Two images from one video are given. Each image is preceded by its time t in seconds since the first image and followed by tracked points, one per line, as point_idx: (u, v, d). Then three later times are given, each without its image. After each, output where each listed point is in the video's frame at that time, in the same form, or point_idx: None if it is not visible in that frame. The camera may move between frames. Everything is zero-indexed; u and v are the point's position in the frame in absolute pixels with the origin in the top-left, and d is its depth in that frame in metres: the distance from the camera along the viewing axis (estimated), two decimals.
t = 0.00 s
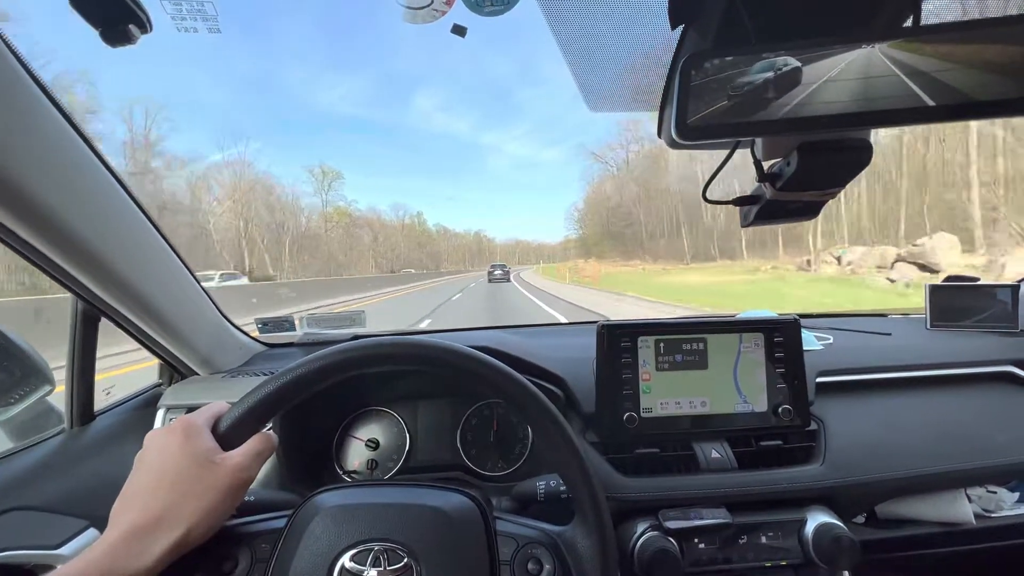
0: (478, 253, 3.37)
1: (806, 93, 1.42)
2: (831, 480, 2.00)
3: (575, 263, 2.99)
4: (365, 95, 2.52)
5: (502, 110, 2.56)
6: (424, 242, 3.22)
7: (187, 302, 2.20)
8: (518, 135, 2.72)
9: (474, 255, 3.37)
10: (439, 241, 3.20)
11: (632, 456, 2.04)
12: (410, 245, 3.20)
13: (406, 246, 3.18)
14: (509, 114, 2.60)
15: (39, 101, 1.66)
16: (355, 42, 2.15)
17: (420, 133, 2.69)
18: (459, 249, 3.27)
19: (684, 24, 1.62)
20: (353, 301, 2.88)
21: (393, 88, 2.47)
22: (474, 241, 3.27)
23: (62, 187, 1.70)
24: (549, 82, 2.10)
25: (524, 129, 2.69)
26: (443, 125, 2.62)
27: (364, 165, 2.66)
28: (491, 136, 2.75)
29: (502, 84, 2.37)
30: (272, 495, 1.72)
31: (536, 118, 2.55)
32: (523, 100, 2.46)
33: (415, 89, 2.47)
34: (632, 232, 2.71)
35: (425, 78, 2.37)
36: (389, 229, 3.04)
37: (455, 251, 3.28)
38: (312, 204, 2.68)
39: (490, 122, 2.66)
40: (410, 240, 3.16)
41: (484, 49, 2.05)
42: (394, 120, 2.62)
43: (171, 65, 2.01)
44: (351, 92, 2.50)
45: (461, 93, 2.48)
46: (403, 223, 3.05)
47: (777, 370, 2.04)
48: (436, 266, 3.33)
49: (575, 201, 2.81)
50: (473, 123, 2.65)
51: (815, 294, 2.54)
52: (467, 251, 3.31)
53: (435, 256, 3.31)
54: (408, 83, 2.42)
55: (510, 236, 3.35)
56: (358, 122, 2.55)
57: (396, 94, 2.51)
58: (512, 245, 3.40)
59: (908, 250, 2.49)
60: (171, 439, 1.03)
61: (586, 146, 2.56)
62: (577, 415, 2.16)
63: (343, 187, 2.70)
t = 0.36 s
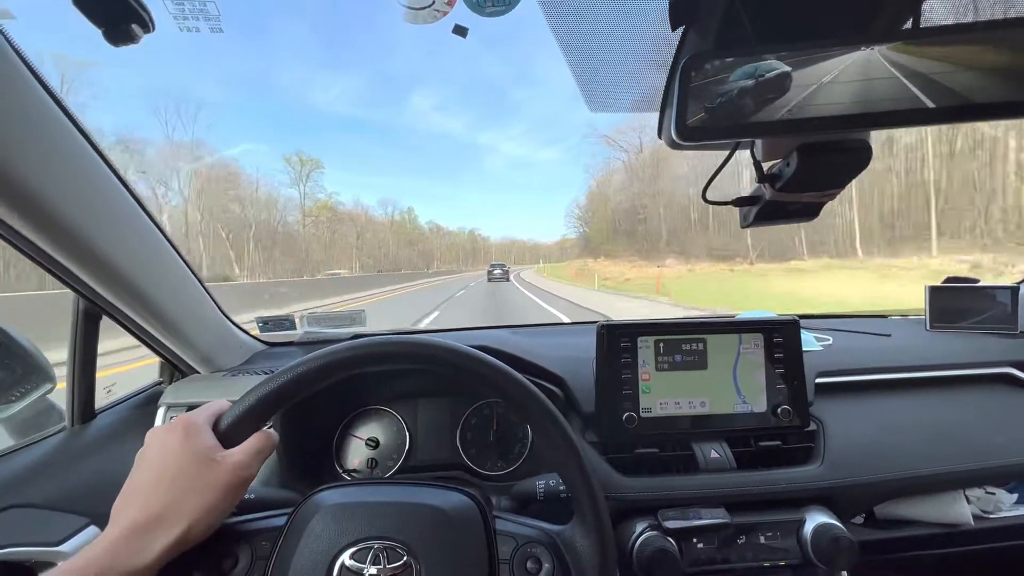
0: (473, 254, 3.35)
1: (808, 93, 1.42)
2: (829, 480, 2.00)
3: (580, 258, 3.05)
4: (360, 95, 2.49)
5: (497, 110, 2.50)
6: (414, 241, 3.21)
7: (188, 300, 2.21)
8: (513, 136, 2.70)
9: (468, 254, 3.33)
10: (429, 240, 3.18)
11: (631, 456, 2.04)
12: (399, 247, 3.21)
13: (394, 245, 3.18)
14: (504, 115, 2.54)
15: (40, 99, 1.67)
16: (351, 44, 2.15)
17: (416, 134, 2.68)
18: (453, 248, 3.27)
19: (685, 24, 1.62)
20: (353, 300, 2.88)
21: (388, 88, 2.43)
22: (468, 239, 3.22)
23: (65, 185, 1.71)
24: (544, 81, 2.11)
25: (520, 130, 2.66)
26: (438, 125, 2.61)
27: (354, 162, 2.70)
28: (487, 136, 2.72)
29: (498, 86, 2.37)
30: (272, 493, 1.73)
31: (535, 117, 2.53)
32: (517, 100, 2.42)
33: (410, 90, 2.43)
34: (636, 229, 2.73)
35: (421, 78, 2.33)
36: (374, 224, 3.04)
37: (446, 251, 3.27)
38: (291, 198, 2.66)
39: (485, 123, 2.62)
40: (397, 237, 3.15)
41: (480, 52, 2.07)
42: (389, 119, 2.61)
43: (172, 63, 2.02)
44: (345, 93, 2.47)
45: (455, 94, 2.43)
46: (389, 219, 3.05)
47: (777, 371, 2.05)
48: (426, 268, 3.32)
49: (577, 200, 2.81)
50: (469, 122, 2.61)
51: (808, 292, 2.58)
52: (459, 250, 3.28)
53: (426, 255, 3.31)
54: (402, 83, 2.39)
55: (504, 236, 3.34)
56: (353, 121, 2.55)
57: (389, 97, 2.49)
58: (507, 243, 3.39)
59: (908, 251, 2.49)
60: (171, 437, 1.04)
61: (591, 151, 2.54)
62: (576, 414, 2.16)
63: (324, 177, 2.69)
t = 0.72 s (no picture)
0: (467, 252, 3.40)
1: (820, 85, 1.40)
2: (834, 478, 1.99)
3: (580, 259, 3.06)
4: (355, 92, 2.48)
5: (493, 111, 2.57)
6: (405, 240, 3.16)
7: (189, 295, 2.20)
8: (507, 136, 2.73)
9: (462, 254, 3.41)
10: (420, 238, 3.18)
11: (634, 452, 2.04)
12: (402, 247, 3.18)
13: (381, 245, 3.07)
14: (501, 116, 2.60)
15: (41, 89, 1.66)
16: (349, 44, 2.17)
17: (410, 135, 2.71)
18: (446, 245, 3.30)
19: (692, 16, 1.60)
20: (355, 297, 2.88)
21: (385, 88, 2.46)
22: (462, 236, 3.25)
23: (65, 176, 1.69)
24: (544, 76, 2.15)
25: (515, 129, 2.71)
26: (430, 124, 2.65)
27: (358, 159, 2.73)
28: (482, 135, 2.72)
29: (497, 82, 2.38)
30: (273, 487, 1.71)
31: (530, 118, 2.64)
32: (513, 101, 2.50)
33: (406, 89, 2.48)
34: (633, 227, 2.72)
35: (419, 76, 2.39)
36: (360, 221, 2.92)
37: (439, 251, 3.33)
38: (262, 185, 2.50)
39: (481, 120, 2.63)
40: (384, 235, 3.05)
41: (471, 44, 2.12)
42: (383, 117, 2.61)
43: (170, 58, 2.00)
44: (336, 94, 2.45)
45: (455, 91, 2.49)
46: (376, 214, 2.96)
47: (781, 368, 2.04)
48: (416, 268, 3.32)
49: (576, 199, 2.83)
50: (465, 122, 2.65)
51: (809, 288, 2.58)
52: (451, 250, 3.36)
53: (418, 254, 3.28)
54: (400, 82, 2.43)
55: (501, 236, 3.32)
56: (343, 118, 2.52)
57: (385, 94, 2.50)
58: (501, 242, 3.36)
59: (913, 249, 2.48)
60: (172, 430, 1.03)
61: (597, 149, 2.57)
62: (579, 410, 2.16)
63: (297, 163, 2.55)
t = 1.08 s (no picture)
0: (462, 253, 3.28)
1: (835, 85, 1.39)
2: (839, 482, 1.98)
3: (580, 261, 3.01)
4: (352, 89, 2.48)
5: (493, 112, 2.60)
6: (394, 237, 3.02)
7: (195, 290, 2.19)
8: (504, 135, 2.76)
9: (458, 252, 3.26)
10: (411, 236, 3.02)
11: (639, 453, 2.04)
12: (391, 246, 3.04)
13: (367, 241, 2.93)
14: (498, 116, 2.64)
15: (54, 83, 1.67)
16: (349, 44, 2.19)
17: (406, 138, 2.71)
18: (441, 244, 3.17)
19: (705, 16, 1.60)
20: (360, 292, 2.87)
21: (382, 86, 2.46)
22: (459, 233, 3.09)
23: (76, 169, 1.71)
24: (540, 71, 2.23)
25: (513, 130, 2.74)
26: (428, 122, 2.65)
27: (359, 159, 2.70)
28: (480, 134, 2.74)
29: (495, 82, 2.42)
30: (278, 483, 1.71)
31: (529, 118, 2.67)
32: (512, 101, 2.54)
33: (402, 86, 2.48)
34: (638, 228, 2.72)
35: (414, 73, 2.40)
36: (343, 215, 2.81)
37: (432, 249, 3.18)
38: (223, 169, 2.38)
39: (478, 119, 2.66)
40: (371, 231, 2.91)
41: (471, 43, 2.16)
42: (381, 116, 2.62)
43: (168, 53, 1.99)
44: (332, 89, 2.46)
45: (451, 91, 2.50)
46: (361, 209, 2.83)
47: (787, 371, 2.03)
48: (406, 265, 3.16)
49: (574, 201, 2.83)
50: (461, 121, 2.66)
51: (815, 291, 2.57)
52: (445, 249, 3.22)
53: (409, 252, 3.13)
54: (395, 79, 2.44)
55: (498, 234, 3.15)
56: (340, 117, 2.53)
57: (382, 92, 2.50)
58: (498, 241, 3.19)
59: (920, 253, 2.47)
60: (179, 424, 1.03)
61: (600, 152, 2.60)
62: (584, 411, 2.15)
63: (262, 146, 2.46)
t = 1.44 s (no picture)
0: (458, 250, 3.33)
1: (840, 83, 1.39)
2: (842, 483, 1.97)
3: (580, 259, 3.07)
4: (349, 87, 2.52)
5: (490, 112, 2.70)
6: (397, 234, 3.05)
7: (198, 284, 2.19)
8: (504, 133, 2.84)
9: (452, 250, 3.33)
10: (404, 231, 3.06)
11: (640, 453, 2.03)
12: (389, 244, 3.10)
13: (352, 239, 2.87)
14: (497, 116, 2.73)
15: (61, 77, 1.65)
16: (346, 42, 2.24)
17: (405, 138, 2.77)
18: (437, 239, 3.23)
19: (712, 12, 1.59)
20: (361, 289, 2.87)
21: (378, 83, 2.53)
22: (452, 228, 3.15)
23: (80, 163, 1.69)
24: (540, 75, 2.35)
25: (509, 130, 2.81)
26: (426, 121, 2.76)
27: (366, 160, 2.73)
28: (477, 133, 2.86)
29: (491, 82, 2.49)
30: (278, 477, 1.71)
31: (524, 119, 2.74)
32: (507, 101, 2.62)
33: (399, 84, 2.56)
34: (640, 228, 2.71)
35: (413, 74, 2.50)
36: (326, 209, 2.75)
37: (422, 246, 3.24)
38: (175, 151, 2.12)
39: (474, 119, 2.76)
40: (357, 229, 2.87)
41: (471, 43, 2.23)
42: (380, 114, 2.67)
43: (157, 46, 1.96)
44: (331, 87, 2.49)
45: (447, 91, 2.60)
46: (345, 204, 2.78)
47: (790, 372, 2.02)
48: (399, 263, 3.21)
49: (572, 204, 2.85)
50: (455, 121, 2.77)
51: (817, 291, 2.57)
52: (437, 246, 3.29)
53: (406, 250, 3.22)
54: (391, 78, 2.51)
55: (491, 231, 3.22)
56: (342, 114, 2.56)
57: (379, 90, 2.56)
58: (493, 239, 3.27)
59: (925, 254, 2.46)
60: (179, 419, 1.02)
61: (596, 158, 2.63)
62: (585, 409, 2.15)
63: (218, 122, 2.30)
